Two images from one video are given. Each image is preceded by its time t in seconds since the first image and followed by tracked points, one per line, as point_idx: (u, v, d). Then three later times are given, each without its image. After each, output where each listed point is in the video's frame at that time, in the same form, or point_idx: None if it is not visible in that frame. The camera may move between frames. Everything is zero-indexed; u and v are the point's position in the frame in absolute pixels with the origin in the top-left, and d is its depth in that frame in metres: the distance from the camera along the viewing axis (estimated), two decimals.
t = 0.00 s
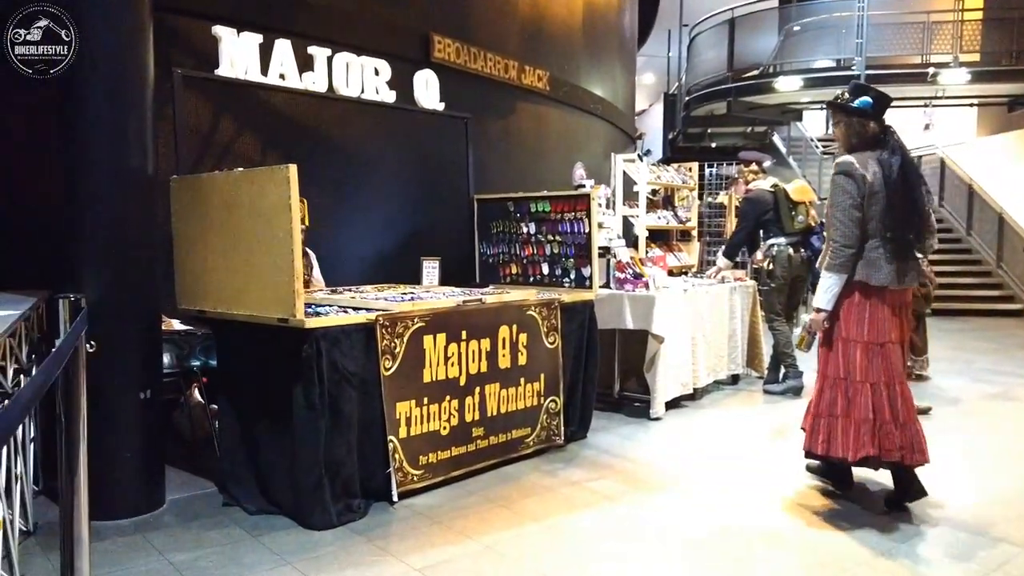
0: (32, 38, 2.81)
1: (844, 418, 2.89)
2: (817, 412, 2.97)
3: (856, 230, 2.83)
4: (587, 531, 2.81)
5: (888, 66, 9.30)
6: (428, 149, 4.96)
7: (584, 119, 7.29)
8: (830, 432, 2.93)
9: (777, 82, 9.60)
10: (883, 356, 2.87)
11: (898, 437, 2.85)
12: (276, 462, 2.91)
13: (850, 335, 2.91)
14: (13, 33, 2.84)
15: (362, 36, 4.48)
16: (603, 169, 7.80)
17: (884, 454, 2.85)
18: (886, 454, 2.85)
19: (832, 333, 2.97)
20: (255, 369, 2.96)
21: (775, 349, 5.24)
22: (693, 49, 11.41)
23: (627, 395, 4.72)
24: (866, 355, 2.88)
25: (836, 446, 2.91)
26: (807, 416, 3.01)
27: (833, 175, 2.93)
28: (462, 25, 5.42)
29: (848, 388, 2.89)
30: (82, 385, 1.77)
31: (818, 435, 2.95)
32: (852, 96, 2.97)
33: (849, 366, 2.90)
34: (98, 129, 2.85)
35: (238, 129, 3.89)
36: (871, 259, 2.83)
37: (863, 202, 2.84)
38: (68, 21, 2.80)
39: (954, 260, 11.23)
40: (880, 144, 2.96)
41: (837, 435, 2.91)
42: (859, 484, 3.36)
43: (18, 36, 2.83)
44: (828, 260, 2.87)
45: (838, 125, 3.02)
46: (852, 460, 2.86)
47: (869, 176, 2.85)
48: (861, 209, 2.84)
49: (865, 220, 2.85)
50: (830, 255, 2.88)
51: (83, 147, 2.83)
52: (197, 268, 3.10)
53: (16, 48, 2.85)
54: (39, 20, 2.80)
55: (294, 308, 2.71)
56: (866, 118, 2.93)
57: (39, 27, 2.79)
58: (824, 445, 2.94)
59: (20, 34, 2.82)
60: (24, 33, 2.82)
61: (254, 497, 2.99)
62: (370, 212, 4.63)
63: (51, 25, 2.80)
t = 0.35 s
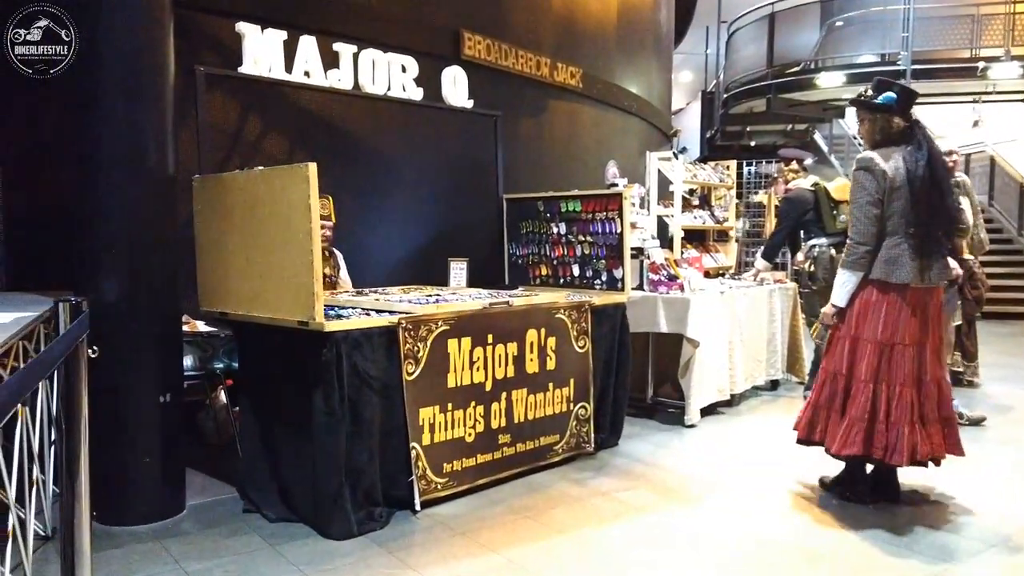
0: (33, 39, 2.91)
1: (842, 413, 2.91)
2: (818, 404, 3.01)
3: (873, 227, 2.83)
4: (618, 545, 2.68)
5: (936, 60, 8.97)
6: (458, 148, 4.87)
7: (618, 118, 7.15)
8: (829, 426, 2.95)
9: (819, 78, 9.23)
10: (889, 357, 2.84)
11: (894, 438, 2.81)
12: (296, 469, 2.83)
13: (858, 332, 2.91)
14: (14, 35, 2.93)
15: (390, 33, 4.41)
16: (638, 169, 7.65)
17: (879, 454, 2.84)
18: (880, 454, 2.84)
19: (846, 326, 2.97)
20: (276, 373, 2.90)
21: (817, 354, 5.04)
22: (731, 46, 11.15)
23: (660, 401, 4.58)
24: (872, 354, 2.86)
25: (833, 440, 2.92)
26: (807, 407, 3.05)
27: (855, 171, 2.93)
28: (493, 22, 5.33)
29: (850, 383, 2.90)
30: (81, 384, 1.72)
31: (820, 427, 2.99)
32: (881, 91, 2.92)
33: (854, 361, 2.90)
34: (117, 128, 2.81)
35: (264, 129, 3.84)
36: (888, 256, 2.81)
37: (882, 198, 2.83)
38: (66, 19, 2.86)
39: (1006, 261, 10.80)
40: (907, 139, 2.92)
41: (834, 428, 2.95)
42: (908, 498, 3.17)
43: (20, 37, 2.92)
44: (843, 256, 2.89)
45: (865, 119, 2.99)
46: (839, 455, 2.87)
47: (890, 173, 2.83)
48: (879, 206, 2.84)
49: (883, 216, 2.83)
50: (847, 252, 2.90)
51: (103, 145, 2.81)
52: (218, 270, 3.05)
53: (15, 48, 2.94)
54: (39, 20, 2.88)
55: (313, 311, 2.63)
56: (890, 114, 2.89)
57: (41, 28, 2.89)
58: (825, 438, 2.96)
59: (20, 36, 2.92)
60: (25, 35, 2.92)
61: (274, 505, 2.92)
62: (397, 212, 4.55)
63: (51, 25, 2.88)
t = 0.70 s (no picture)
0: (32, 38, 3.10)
1: (871, 419, 2.91)
2: (843, 411, 2.99)
3: (892, 228, 2.87)
4: (647, 561, 2.54)
5: (987, 53, 8.60)
6: (487, 146, 4.77)
7: (654, 116, 6.99)
8: (858, 433, 2.94)
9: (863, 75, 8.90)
10: (914, 359, 2.86)
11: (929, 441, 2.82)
12: (315, 476, 2.76)
13: (881, 336, 2.91)
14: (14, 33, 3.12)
15: (419, 29, 4.33)
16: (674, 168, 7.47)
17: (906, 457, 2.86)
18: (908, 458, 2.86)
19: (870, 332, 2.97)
20: (296, 377, 2.83)
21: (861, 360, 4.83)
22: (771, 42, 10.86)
23: (696, 407, 4.42)
24: (895, 357, 2.87)
25: (865, 447, 2.92)
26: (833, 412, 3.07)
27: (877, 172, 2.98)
28: (525, 18, 5.22)
29: (878, 389, 2.90)
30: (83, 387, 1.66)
31: (847, 435, 2.97)
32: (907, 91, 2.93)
33: (881, 367, 2.90)
34: (136, 127, 2.77)
35: (289, 128, 3.78)
36: (907, 258, 2.84)
37: (900, 200, 2.87)
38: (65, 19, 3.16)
39: None
40: (934, 137, 2.91)
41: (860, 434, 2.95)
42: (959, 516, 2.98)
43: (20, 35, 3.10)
44: (862, 258, 2.94)
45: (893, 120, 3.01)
46: (878, 463, 2.88)
47: (910, 174, 2.86)
48: (898, 206, 2.88)
49: (902, 217, 2.88)
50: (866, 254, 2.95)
51: (123, 143, 2.77)
52: (239, 271, 2.99)
53: (16, 48, 3.11)
54: (39, 21, 3.11)
55: (331, 314, 2.55)
56: (916, 113, 2.90)
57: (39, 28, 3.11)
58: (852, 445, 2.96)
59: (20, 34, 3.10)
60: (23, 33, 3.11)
61: (293, 512, 2.85)
62: (426, 212, 4.47)
63: (51, 25, 3.14)
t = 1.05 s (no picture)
0: (31, 39, 3.16)
1: (889, 423, 2.86)
2: (871, 416, 2.94)
3: (904, 231, 2.81)
4: None
5: None
6: (516, 144, 4.67)
7: (690, 113, 6.80)
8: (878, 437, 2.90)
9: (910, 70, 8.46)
10: (933, 363, 2.77)
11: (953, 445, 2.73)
12: (331, 484, 2.68)
13: (898, 340, 2.86)
14: (13, 33, 3.16)
15: (446, 26, 4.24)
16: (711, 167, 7.28)
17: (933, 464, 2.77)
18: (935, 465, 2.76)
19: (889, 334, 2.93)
20: (312, 381, 2.75)
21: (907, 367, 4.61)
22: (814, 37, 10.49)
23: (731, 414, 4.26)
24: (912, 361, 2.81)
25: (885, 451, 2.87)
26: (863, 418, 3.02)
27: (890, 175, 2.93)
28: (556, 14, 5.10)
29: (895, 393, 2.85)
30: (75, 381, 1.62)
31: (868, 438, 2.93)
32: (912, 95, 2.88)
33: (898, 369, 2.84)
34: (151, 126, 2.72)
35: (313, 127, 3.72)
36: (920, 261, 2.77)
37: (909, 203, 2.81)
38: (65, 20, 3.21)
39: None
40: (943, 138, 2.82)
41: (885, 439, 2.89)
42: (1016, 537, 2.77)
43: (18, 36, 3.15)
44: (876, 264, 2.90)
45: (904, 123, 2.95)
46: (900, 467, 2.82)
47: (914, 175, 2.80)
48: (909, 209, 2.81)
49: (912, 220, 2.81)
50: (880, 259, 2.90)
51: (139, 142, 2.72)
52: (256, 274, 2.92)
53: (16, 48, 3.16)
54: (39, 20, 3.17)
55: (345, 317, 2.47)
56: (920, 115, 2.85)
57: (38, 29, 3.16)
58: (873, 448, 2.92)
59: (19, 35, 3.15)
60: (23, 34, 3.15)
61: (309, 519, 2.78)
62: (453, 212, 4.37)
63: (51, 25, 3.18)
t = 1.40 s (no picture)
0: (32, 40, 3.10)
1: (875, 419, 2.91)
2: (865, 413, 2.98)
3: (899, 228, 2.83)
4: None
5: None
6: (525, 141, 4.56)
7: (705, 109, 6.64)
8: (865, 432, 2.95)
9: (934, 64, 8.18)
10: (922, 363, 2.79)
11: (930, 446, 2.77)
12: (326, 491, 2.59)
13: (894, 338, 2.88)
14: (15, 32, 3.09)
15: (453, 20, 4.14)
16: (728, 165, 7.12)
17: (910, 463, 2.81)
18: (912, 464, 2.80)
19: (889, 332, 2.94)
20: (307, 384, 2.66)
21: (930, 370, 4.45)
22: (836, 31, 10.19)
23: (747, 418, 4.12)
24: (903, 359, 2.84)
25: (867, 446, 2.92)
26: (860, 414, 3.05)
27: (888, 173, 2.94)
28: (567, 8, 4.99)
29: (884, 390, 2.89)
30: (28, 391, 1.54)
31: (858, 433, 2.99)
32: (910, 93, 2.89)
33: (889, 368, 2.88)
34: (143, 121, 2.64)
35: (315, 124, 3.63)
36: (916, 257, 2.78)
37: (905, 200, 2.83)
38: (66, 20, 3.16)
39: None
40: (938, 134, 2.82)
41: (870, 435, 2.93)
42: None
43: (20, 36, 3.09)
44: (874, 262, 2.92)
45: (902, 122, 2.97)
46: (873, 463, 2.86)
47: (908, 172, 2.81)
48: (905, 206, 2.83)
49: (907, 217, 2.83)
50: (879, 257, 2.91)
51: (132, 138, 2.64)
52: (252, 273, 2.84)
53: (16, 48, 3.09)
54: (39, 20, 3.11)
55: (339, 318, 2.37)
56: (916, 112, 2.85)
57: (39, 30, 3.11)
58: (860, 443, 2.97)
59: (21, 35, 3.08)
60: (25, 34, 3.09)
61: (304, 527, 2.69)
62: (461, 210, 4.28)
63: (51, 25, 3.13)
